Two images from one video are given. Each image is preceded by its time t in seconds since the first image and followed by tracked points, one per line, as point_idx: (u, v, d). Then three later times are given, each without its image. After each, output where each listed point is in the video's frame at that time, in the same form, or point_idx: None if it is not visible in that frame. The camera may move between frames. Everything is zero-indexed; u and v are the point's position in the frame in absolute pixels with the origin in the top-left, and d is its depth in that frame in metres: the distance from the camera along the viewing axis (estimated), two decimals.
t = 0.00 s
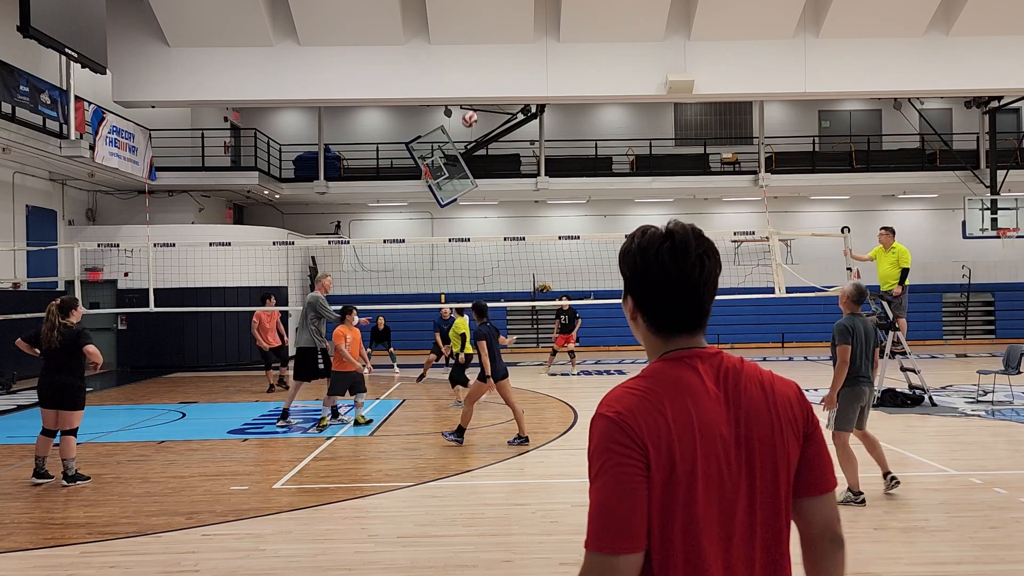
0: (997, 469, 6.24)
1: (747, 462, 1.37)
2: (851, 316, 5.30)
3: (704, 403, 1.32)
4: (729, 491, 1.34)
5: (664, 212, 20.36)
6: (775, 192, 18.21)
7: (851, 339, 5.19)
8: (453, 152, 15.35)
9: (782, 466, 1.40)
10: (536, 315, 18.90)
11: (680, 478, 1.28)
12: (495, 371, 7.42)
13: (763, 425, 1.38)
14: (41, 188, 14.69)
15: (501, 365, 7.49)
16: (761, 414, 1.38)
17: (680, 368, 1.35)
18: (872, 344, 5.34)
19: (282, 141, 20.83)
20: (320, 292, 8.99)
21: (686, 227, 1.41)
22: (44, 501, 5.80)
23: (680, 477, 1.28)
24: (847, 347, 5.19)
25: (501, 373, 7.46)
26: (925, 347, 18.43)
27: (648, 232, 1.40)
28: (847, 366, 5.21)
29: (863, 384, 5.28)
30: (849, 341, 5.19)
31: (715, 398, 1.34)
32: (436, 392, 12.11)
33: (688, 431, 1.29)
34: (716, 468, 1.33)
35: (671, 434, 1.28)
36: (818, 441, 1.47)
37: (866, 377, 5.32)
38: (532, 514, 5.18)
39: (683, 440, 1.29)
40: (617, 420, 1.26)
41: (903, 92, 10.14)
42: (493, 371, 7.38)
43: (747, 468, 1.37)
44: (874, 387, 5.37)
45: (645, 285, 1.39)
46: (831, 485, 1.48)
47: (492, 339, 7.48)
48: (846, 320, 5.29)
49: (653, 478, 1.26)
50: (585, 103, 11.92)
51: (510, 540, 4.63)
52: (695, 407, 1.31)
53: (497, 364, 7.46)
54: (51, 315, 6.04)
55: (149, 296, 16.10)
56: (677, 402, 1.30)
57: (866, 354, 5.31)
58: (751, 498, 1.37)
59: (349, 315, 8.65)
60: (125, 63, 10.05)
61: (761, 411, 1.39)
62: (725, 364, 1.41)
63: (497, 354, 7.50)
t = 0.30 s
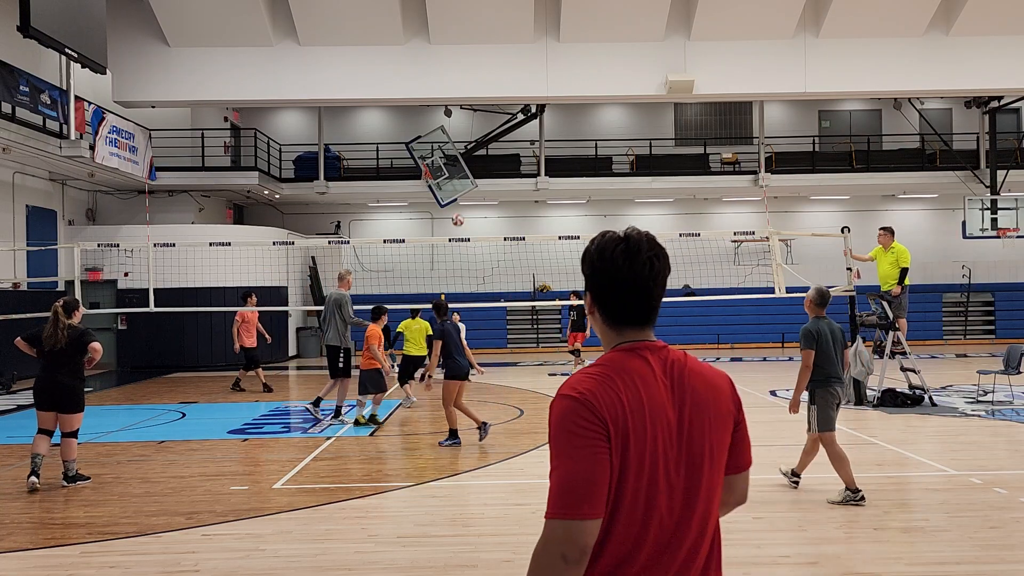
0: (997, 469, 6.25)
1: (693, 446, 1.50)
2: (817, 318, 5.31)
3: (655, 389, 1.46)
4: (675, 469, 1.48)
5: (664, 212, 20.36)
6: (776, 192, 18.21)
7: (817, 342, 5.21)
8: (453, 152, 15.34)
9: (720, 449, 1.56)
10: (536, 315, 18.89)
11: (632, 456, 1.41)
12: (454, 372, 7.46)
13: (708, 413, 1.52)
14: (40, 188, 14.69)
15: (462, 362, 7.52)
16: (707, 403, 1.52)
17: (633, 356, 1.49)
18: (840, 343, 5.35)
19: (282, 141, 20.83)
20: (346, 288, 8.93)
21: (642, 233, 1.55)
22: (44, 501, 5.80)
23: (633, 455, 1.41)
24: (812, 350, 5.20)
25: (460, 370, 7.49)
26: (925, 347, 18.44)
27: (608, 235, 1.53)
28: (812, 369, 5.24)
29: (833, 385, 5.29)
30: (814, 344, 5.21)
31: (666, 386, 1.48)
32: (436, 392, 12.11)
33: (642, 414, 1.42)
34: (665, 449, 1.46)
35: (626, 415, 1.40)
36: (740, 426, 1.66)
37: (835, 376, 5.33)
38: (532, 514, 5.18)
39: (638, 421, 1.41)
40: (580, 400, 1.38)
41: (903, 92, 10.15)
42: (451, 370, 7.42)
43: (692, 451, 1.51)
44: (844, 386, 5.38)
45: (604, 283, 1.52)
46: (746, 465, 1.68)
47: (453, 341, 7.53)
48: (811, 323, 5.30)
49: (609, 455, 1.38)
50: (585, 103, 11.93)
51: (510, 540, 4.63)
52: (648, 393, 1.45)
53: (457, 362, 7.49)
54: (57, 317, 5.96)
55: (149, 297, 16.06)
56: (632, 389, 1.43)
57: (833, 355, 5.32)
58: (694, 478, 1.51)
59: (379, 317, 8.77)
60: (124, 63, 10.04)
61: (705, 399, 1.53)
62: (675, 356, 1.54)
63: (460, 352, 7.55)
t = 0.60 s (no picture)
0: (997, 469, 6.25)
1: (605, 433, 1.68)
2: (788, 316, 5.55)
3: (567, 386, 1.63)
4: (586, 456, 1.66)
5: (664, 212, 20.37)
6: (776, 192, 18.21)
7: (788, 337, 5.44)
8: (453, 152, 15.34)
9: (631, 439, 1.73)
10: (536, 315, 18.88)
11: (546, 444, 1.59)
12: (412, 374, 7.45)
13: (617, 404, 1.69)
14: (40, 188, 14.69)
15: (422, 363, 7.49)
16: (616, 396, 1.69)
17: (548, 358, 1.66)
18: (811, 342, 5.59)
19: (282, 141, 20.83)
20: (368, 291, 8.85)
21: (563, 244, 1.71)
22: (43, 501, 5.79)
23: (546, 446, 1.58)
24: (783, 344, 5.43)
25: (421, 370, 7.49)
26: (925, 347, 18.45)
27: (532, 245, 1.70)
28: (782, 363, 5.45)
29: (800, 380, 5.52)
30: (785, 338, 5.44)
31: (577, 382, 1.65)
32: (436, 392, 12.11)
33: (555, 408, 1.60)
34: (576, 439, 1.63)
35: (541, 410, 1.58)
36: (653, 414, 1.81)
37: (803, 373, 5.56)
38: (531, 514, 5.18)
39: (550, 416, 1.59)
40: (500, 398, 1.55)
41: (903, 92, 10.16)
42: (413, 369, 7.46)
43: (603, 439, 1.68)
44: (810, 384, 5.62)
45: (524, 291, 1.69)
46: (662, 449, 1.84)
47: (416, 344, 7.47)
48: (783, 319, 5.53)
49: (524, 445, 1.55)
50: (584, 104, 11.94)
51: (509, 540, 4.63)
52: (560, 391, 1.62)
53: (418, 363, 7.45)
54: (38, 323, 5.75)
55: (148, 297, 16.08)
56: (545, 386, 1.60)
57: (803, 352, 5.55)
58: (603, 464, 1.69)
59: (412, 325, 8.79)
60: (125, 63, 10.04)
61: (616, 390, 1.70)
62: (588, 353, 1.71)
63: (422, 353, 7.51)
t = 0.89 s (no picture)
0: (997, 468, 6.24)
1: (540, 421, 1.92)
2: (759, 316, 5.61)
3: (500, 375, 1.89)
4: (520, 441, 1.89)
5: (664, 212, 20.37)
6: (776, 192, 18.21)
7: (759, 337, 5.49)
8: (453, 152, 15.34)
9: (566, 424, 1.97)
10: (536, 315, 18.87)
11: (474, 430, 1.88)
12: (373, 372, 7.53)
13: (551, 395, 1.93)
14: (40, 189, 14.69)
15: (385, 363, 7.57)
16: (551, 388, 1.93)
17: (492, 349, 1.93)
18: (784, 342, 5.62)
19: (282, 141, 20.84)
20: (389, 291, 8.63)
21: (510, 249, 2.00)
22: (43, 501, 5.79)
23: (475, 429, 1.88)
24: (755, 344, 5.48)
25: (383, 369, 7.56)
26: (926, 347, 18.45)
27: (484, 248, 1.99)
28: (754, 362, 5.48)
29: (772, 379, 5.56)
30: (757, 339, 5.49)
31: (514, 374, 1.90)
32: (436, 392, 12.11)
33: (484, 398, 1.87)
34: (508, 426, 1.88)
35: (471, 399, 1.88)
36: (596, 402, 2.04)
37: (776, 373, 5.59)
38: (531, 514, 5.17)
39: (478, 405, 1.87)
40: (437, 386, 1.89)
41: (902, 92, 10.16)
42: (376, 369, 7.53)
43: (537, 428, 1.92)
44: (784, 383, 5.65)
45: (475, 289, 1.98)
46: (609, 433, 2.06)
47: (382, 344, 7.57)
48: (755, 320, 5.58)
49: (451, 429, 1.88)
50: (584, 104, 11.93)
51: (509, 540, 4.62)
52: (493, 382, 1.88)
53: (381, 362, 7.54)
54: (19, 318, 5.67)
55: (148, 297, 16.09)
56: (479, 378, 1.88)
57: (776, 352, 5.59)
58: (539, 450, 1.92)
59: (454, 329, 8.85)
60: (125, 64, 10.03)
61: (551, 382, 1.94)
62: (530, 348, 1.96)
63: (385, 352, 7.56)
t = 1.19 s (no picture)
0: (997, 469, 6.24)
1: (506, 417, 2.10)
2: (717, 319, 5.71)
3: (473, 374, 2.08)
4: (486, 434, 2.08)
5: (664, 212, 20.37)
6: (776, 192, 18.21)
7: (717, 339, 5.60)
8: (453, 152, 15.34)
9: (531, 423, 2.15)
10: (536, 315, 18.88)
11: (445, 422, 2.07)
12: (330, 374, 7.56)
13: (518, 394, 2.11)
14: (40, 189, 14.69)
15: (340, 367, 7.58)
16: (518, 389, 2.11)
17: (468, 350, 2.12)
18: (738, 340, 5.77)
19: (282, 141, 20.84)
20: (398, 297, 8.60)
21: (489, 261, 2.18)
22: (42, 502, 5.78)
23: (449, 421, 2.07)
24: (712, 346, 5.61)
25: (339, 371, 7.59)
26: (925, 347, 18.46)
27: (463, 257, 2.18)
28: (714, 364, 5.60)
29: (732, 378, 5.70)
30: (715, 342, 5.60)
31: (485, 374, 2.09)
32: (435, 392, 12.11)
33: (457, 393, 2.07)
34: (476, 419, 2.07)
35: (444, 392, 2.07)
36: (559, 405, 2.20)
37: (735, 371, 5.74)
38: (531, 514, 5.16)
39: (453, 399, 2.06)
40: (416, 380, 2.08)
41: (901, 92, 10.16)
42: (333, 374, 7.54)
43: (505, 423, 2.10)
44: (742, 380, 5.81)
45: (455, 292, 2.15)
46: (569, 433, 2.22)
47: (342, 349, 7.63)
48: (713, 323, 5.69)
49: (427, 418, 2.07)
50: (584, 104, 11.94)
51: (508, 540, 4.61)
52: (468, 380, 2.07)
53: (339, 367, 7.54)
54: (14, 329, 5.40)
55: (148, 297, 16.09)
56: (454, 378, 2.07)
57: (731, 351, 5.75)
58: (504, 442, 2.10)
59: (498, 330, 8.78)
60: (125, 64, 10.03)
61: (519, 383, 2.12)
62: (501, 351, 2.14)
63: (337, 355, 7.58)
